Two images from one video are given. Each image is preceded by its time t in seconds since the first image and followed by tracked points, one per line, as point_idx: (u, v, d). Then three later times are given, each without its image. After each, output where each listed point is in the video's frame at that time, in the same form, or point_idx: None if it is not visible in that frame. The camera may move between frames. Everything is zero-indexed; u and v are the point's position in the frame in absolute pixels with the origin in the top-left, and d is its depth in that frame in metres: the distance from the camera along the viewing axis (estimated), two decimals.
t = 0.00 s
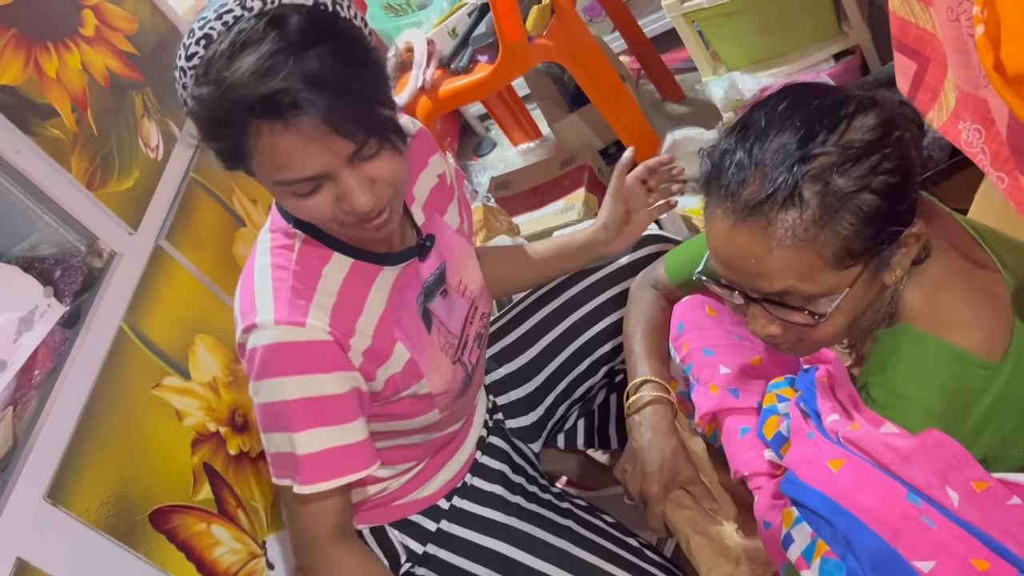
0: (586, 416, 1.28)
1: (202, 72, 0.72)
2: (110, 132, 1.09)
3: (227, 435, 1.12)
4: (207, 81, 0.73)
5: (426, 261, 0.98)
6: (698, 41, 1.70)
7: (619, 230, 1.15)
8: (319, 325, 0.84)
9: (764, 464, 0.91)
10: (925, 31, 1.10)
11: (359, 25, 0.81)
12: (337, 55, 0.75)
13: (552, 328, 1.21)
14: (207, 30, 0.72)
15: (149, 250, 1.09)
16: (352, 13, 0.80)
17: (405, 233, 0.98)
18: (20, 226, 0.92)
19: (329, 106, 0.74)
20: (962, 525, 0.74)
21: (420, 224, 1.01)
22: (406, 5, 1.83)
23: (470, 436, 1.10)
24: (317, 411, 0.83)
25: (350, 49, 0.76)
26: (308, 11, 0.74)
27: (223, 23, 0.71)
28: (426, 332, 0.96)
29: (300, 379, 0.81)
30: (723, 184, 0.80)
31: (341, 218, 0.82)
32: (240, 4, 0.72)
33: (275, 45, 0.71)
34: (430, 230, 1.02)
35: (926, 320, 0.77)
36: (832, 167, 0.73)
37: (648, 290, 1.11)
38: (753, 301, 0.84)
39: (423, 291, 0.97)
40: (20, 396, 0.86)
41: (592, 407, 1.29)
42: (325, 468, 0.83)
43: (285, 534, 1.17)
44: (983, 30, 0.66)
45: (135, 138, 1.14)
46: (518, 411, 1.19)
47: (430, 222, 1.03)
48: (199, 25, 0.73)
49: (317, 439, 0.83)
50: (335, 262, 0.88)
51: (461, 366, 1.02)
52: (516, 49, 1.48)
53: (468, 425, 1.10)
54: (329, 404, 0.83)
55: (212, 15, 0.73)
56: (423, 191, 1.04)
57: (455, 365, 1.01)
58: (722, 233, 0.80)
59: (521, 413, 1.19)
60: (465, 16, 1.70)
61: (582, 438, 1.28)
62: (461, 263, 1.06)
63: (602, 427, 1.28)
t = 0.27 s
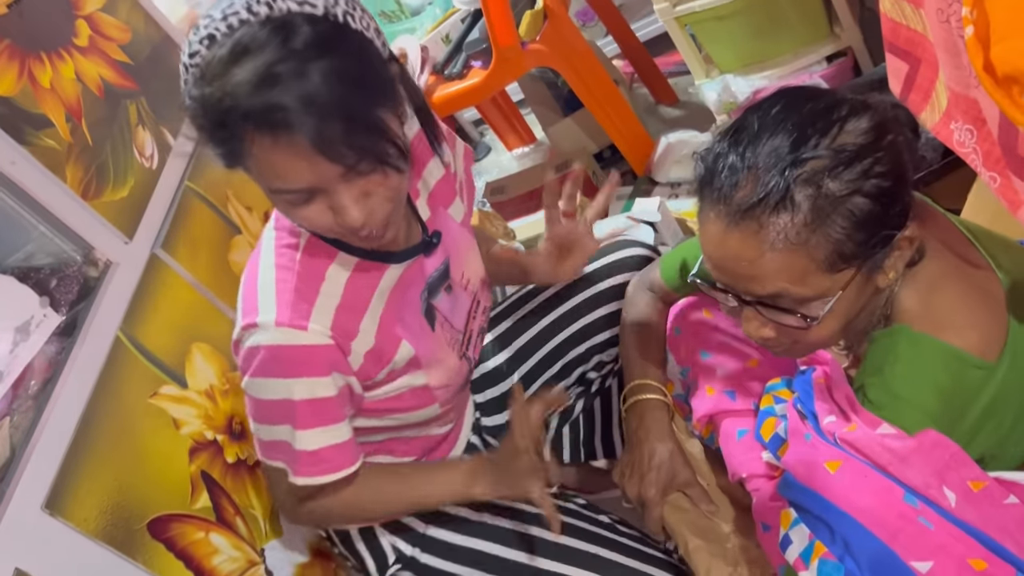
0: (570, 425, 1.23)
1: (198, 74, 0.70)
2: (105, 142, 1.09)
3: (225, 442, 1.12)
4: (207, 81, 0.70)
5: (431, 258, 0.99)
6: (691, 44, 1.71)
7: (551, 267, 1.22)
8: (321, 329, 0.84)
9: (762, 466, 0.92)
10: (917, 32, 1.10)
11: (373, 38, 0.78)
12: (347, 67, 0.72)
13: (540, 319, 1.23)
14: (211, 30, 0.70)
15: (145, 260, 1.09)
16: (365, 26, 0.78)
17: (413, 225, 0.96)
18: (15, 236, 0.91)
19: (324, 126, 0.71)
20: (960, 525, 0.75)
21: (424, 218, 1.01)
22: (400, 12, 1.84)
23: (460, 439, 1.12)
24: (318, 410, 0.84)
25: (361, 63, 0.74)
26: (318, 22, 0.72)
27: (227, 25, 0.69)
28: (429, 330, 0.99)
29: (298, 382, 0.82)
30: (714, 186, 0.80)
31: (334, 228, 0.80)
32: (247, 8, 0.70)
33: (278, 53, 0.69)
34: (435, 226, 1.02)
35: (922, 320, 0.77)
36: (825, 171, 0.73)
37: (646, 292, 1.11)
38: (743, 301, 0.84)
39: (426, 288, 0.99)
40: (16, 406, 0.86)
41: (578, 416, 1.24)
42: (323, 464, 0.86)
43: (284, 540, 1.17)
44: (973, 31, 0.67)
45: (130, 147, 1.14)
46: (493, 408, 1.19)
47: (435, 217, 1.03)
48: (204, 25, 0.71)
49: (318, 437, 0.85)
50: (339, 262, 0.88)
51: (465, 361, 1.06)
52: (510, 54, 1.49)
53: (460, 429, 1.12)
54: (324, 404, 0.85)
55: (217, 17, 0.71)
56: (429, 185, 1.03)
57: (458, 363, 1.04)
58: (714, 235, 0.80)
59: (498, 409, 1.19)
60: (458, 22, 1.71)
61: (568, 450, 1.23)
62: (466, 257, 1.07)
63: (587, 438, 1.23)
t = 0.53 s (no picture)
0: (564, 432, 1.23)
1: (225, 101, 0.75)
2: (104, 148, 1.10)
3: (226, 446, 1.13)
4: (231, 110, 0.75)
5: (443, 275, 1.01)
6: (686, 48, 1.72)
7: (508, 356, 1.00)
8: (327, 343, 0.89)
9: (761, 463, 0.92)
10: (909, 34, 1.11)
11: (399, 80, 0.82)
12: (368, 115, 0.76)
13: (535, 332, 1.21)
14: (241, 60, 0.74)
15: (145, 266, 1.09)
16: (394, 69, 0.81)
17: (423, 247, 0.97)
18: (16, 244, 0.91)
19: (334, 174, 0.75)
20: (953, 519, 0.76)
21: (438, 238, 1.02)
22: (396, 18, 1.85)
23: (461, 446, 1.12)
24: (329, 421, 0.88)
25: (381, 112, 0.78)
26: (347, 67, 0.75)
27: (258, 62, 0.72)
28: (438, 348, 1.02)
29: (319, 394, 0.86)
30: (717, 174, 0.81)
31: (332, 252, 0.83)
32: (277, 43, 0.73)
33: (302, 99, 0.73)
34: (447, 244, 1.03)
35: (918, 318, 0.78)
36: (824, 162, 0.74)
37: (643, 291, 1.12)
38: (737, 291, 0.85)
39: (438, 306, 1.02)
40: (18, 412, 0.86)
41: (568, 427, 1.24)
42: (341, 475, 0.89)
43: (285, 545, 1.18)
44: (964, 30, 0.68)
45: (130, 153, 1.15)
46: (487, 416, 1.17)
47: (449, 238, 1.04)
48: (236, 51, 0.75)
49: (331, 449, 0.88)
50: (350, 278, 0.91)
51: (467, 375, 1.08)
52: (506, 58, 1.50)
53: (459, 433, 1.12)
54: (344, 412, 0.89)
55: (251, 44, 0.75)
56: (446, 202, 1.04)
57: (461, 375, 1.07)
58: (712, 222, 0.81)
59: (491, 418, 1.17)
60: (454, 27, 1.72)
61: (563, 456, 1.23)
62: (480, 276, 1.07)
63: (581, 445, 1.23)
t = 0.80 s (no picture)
0: (566, 439, 1.22)
1: (213, 107, 0.77)
2: (101, 154, 1.10)
3: (225, 451, 1.13)
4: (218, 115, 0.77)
5: (434, 274, 1.02)
6: (682, 51, 1.72)
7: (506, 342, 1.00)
8: (314, 340, 0.90)
9: (757, 465, 0.92)
10: (904, 37, 1.12)
11: (386, 92, 0.84)
12: (351, 128, 0.78)
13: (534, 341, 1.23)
14: (229, 68, 0.76)
15: (144, 271, 1.10)
16: (381, 82, 0.82)
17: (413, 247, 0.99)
18: (15, 249, 0.91)
19: (315, 187, 0.78)
20: (948, 520, 0.76)
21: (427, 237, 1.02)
22: (393, 23, 1.86)
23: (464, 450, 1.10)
24: (320, 417, 0.88)
25: (365, 125, 0.80)
26: (333, 82, 0.77)
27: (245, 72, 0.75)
28: (431, 346, 1.03)
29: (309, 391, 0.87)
30: (717, 170, 0.82)
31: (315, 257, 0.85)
32: (266, 55, 0.75)
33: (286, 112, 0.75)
34: (438, 242, 1.04)
35: (913, 320, 0.79)
36: (826, 158, 0.75)
37: (641, 295, 1.12)
38: (733, 287, 0.85)
39: (430, 303, 1.02)
40: (16, 417, 0.86)
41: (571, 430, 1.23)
42: (341, 468, 0.89)
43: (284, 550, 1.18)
44: (956, 33, 0.69)
45: (127, 159, 1.15)
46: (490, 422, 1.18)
47: (438, 235, 1.04)
48: (227, 59, 0.76)
49: (326, 443, 0.89)
50: (337, 277, 0.93)
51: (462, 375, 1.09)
52: (502, 63, 1.50)
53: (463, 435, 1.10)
54: (337, 408, 0.90)
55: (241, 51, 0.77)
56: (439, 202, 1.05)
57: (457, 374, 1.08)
58: (710, 217, 0.82)
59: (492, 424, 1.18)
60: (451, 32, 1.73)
61: (564, 462, 1.21)
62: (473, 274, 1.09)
63: (582, 450, 1.22)
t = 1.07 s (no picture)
0: (576, 441, 1.24)
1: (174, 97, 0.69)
2: (104, 159, 1.10)
3: (227, 456, 1.13)
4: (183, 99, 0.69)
5: (427, 267, 0.94)
6: (683, 55, 1.73)
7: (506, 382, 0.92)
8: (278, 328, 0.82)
9: (761, 467, 0.93)
10: (905, 40, 1.12)
11: (357, 77, 0.75)
12: (321, 118, 0.71)
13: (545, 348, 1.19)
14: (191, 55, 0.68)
15: (146, 275, 1.10)
16: (351, 66, 0.74)
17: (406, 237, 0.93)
18: (18, 255, 0.91)
19: (283, 175, 0.70)
20: (953, 521, 0.76)
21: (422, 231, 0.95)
22: (394, 28, 1.86)
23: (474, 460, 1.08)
24: (265, 406, 0.82)
25: (336, 113, 0.72)
26: (301, 67, 0.70)
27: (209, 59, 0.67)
28: (420, 341, 0.94)
29: (255, 377, 0.80)
30: (729, 160, 0.82)
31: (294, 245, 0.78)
32: (228, 39, 0.67)
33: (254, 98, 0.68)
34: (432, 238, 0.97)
35: (917, 321, 0.79)
36: (839, 152, 0.75)
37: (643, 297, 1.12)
38: (737, 280, 0.85)
39: (423, 298, 0.94)
40: (21, 421, 0.86)
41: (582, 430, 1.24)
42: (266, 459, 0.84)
43: (288, 553, 1.18)
44: (958, 34, 0.69)
45: (129, 164, 1.15)
46: (510, 429, 1.16)
47: (434, 229, 0.97)
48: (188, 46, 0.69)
49: (261, 432, 0.82)
50: (318, 266, 0.85)
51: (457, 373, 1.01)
52: (503, 67, 1.50)
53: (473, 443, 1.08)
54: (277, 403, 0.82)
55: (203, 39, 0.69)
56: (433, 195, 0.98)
57: (451, 372, 0.99)
58: (718, 207, 0.82)
59: (512, 431, 1.16)
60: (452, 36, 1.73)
61: (573, 466, 1.23)
62: (470, 271, 1.01)
63: (592, 452, 1.22)
